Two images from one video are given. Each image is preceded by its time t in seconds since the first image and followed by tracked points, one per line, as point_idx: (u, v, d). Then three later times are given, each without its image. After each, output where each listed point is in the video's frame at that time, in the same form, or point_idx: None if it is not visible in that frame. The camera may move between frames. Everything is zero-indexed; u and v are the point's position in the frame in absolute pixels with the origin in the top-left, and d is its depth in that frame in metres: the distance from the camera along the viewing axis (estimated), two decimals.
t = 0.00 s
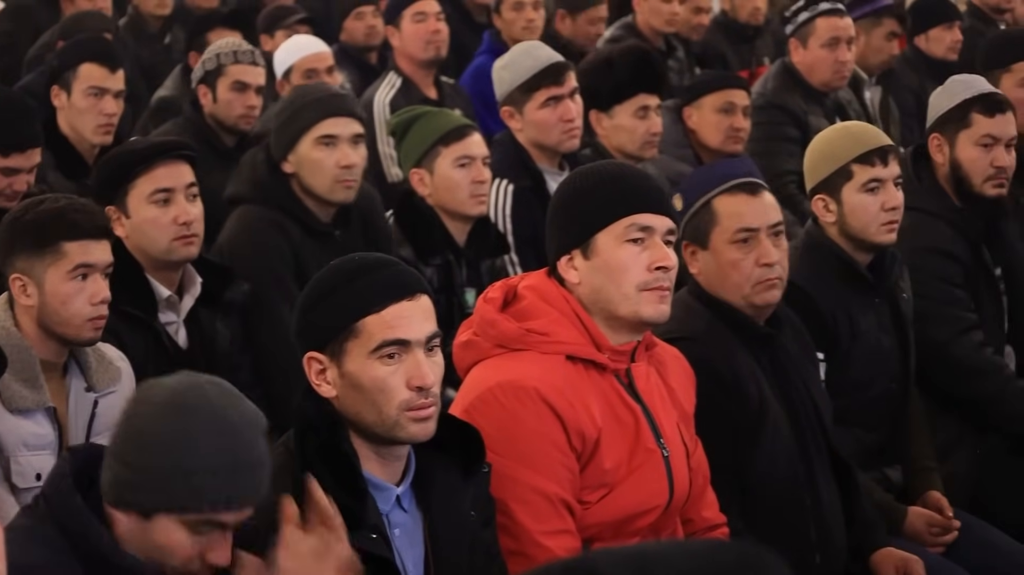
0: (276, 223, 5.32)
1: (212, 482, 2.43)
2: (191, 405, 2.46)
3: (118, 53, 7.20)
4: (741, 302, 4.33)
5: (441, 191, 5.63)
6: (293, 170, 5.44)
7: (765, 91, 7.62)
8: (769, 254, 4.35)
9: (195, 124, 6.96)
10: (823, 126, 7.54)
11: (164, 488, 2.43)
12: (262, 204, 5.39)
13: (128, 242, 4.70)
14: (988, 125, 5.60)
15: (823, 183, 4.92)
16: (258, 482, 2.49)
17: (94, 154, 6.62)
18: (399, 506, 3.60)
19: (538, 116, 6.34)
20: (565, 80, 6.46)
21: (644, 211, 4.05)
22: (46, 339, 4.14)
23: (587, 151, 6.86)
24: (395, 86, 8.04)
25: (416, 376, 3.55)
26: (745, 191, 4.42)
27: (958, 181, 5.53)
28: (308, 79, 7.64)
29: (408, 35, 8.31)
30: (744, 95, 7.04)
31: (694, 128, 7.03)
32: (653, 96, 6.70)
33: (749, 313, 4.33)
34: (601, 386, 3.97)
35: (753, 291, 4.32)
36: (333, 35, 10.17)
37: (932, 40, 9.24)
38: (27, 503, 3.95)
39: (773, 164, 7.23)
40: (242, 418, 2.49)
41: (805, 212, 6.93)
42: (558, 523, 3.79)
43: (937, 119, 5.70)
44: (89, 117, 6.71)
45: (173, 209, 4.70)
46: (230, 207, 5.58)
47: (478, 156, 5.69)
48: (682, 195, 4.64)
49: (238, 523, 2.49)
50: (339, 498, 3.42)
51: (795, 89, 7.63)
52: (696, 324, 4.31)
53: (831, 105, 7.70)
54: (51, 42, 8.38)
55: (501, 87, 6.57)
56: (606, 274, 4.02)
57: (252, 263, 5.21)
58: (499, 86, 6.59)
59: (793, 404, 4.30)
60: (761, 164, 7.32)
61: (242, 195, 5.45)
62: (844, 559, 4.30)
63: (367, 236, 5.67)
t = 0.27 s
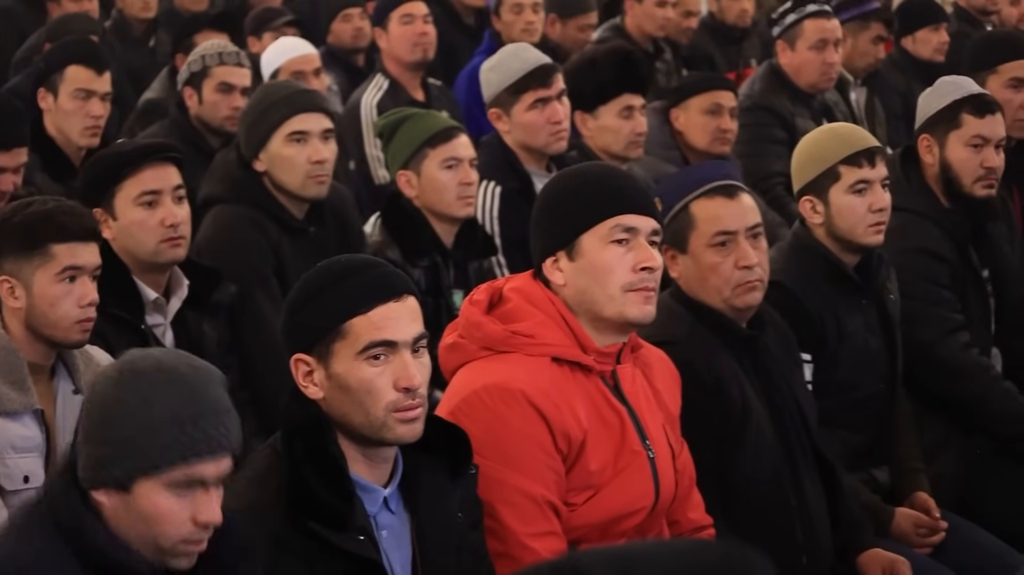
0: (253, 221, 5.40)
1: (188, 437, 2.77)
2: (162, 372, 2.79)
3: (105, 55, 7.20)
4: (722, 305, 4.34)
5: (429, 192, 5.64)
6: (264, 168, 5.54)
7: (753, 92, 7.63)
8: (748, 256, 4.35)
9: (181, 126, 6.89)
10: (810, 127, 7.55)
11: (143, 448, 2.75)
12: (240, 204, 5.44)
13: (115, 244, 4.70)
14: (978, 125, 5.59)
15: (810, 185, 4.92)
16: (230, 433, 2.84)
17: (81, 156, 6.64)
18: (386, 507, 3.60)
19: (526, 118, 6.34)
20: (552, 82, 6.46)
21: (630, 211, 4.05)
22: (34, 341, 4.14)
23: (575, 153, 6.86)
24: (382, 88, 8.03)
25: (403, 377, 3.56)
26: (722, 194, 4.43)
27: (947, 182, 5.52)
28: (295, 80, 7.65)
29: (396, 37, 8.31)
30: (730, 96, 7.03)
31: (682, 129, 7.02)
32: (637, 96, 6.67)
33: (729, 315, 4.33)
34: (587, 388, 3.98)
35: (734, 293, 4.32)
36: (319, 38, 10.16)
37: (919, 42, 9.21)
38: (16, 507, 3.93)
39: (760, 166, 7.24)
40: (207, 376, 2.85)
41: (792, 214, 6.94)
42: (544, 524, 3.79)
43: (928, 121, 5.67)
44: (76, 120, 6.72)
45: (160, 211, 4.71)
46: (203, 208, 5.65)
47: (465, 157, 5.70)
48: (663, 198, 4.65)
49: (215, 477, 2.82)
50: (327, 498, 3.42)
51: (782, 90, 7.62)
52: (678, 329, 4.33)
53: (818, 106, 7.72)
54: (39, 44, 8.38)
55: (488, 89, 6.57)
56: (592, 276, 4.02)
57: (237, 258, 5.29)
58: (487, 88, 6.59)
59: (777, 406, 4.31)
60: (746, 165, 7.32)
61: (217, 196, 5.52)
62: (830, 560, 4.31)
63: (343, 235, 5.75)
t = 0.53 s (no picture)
0: (242, 219, 5.38)
1: (151, 412, 3.08)
2: (121, 358, 3.13)
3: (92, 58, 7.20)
4: (706, 306, 4.34)
5: (415, 194, 5.64)
6: (252, 168, 5.52)
7: (739, 93, 7.64)
8: (731, 257, 4.36)
9: (166, 128, 6.82)
10: (796, 128, 7.56)
11: (111, 429, 3.06)
12: (231, 203, 5.42)
13: (102, 246, 4.71)
14: (967, 127, 5.57)
15: (796, 186, 4.92)
16: (194, 407, 3.15)
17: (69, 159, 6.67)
18: (373, 509, 3.60)
19: (513, 120, 6.35)
20: (540, 84, 6.47)
21: (617, 213, 4.05)
22: (20, 343, 4.13)
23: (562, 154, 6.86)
24: (368, 91, 8.04)
25: (390, 379, 3.55)
26: (705, 195, 4.44)
27: (934, 183, 5.50)
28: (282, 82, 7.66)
29: (382, 38, 8.32)
30: (716, 98, 7.04)
31: (667, 131, 7.02)
32: (623, 98, 6.68)
33: (713, 316, 4.34)
34: (573, 390, 3.98)
35: (717, 295, 4.33)
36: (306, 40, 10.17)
37: (905, 43, 9.30)
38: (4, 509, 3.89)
39: (747, 168, 7.27)
40: (166, 358, 3.18)
41: (779, 216, 6.96)
42: (530, 526, 3.79)
43: (916, 123, 5.65)
44: (64, 122, 6.72)
45: (146, 213, 4.71)
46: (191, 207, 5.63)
47: (452, 159, 5.71)
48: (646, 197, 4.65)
49: (184, 449, 3.11)
50: (315, 500, 3.42)
51: (768, 91, 7.63)
52: (665, 331, 4.33)
53: (804, 108, 7.74)
54: (25, 47, 8.37)
55: (476, 90, 6.57)
56: (579, 277, 4.01)
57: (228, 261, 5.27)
58: (474, 89, 6.59)
59: (763, 408, 4.31)
60: (732, 166, 7.33)
61: (206, 195, 5.50)
62: (817, 562, 4.32)
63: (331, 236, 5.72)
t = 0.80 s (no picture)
0: (239, 218, 5.34)
1: (135, 417, 3.08)
2: (105, 363, 3.13)
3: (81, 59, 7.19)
4: (695, 306, 4.35)
5: (404, 195, 5.63)
6: (248, 168, 5.50)
7: (728, 94, 7.64)
8: (719, 257, 4.37)
9: (154, 129, 6.76)
10: (785, 129, 7.56)
11: (94, 434, 3.06)
12: (229, 203, 5.38)
13: (91, 247, 4.70)
14: (959, 129, 5.57)
15: (784, 187, 4.93)
16: (178, 411, 3.15)
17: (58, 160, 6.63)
18: (361, 510, 3.60)
19: (502, 121, 6.35)
20: (529, 85, 6.47)
21: (605, 214, 4.06)
22: (8, 345, 4.10)
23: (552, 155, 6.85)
24: (357, 91, 8.03)
25: (377, 380, 3.55)
26: (693, 195, 4.45)
27: (925, 183, 5.50)
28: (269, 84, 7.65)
29: (371, 39, 8.32)
30: (704, 98, 7.05)
31: (656, 132, 7.02)
32: (614, 102, 6.66)
33: (702, 316, 4.34)
34: (563, 390, 3.98)
35: (707, 295, 4.34)
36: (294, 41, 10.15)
37: (893, 44, 9.39)
38: None
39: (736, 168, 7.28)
40: (149, 362, 3.18)
41: (768, 216, 6.97)
42: (520, 526, 3.80)
43: (909, 123, 5.65)
44: (53, 123, 6.71)
45: (135, 214, 4.71)
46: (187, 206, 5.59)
47: (441, 160, 5.70)
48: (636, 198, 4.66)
49: (169, 453, 3.11)
50: (302, 501, 3.41)
51: (757, 91, 7.64)
52: (655, 331, 4.33)
53: (793, 108, 7.74)
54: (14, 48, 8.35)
55: (465, 91, 6.57)
56: (568, 278, 4.02)
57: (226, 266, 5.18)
58: (462, 90, 6.60)
59: (752, 408, 4.32)
60: (720, 166, 7.34)
61: (203, 193, 5.45)
62: (806, 562, 4.33)
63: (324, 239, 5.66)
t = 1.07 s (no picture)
0: (230, 219, 5.30)
1: (116, 420, 3.07)
2: (86, 366, 3.12)
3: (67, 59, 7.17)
4: (682, 306, 4.35)
5: (390, 196, 5.62)
6: (239, 169, 5.47)
7: (714, 95, 7.66)
8: (708, 257, 4.37)
9: (140, 130, 6.74)
10: (771, 129, 7.58)
11: (76, 438, 3.05)
12: (221, 203, 5.35)
13: (77, 249, 4.70)
14: (972, 155, 5.43)
15: (769, 187, 4.94)
16: (159, 412, 3.14)
17: (44, 161, 6.63)
18: (347, 511, 3.60)
19: (487, 122, 6.35)
20: (514, 86, 6.47)
21: (592, 214, 4.06)
22: None
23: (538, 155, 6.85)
24: (342, 93, 8.03)
25: (363, 380, 3.55)
26: (682, 195, 4.46)
27: (923, 195, 5.35)
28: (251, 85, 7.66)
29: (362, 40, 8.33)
30: (690, 98, 7.06)
31: (642, 132, 7.03)
32: (601, 105, 6.65)
33: (689, 316, 4.35)
34: (550, 391, 3.98)
35: (694, 295, 4.34)
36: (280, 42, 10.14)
37: (879, 44, 9.33)
38: None
39: (722, 168, 7.28)
40: (129, 364, 3.17)
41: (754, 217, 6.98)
42: (507, 527, 3.80)
43: (923, 129, 5.43)
44: (39, 124, 6.70)
45: (121, 216, 4.71)
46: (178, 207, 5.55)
47: (427, 161, 5.70)
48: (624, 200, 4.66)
49: (151, 454, 3.10)
50: (287, 502, 3.41)
51: (743, 92, 7.65)
52: (642, 331, 4.34)
53: (779, 108, 7.76)
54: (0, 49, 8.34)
55: (450, 92, 6.58)
56: (554, 279, 4.01)
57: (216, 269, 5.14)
58: (448, 91, 6.59)
59: (739, 408, 4.33)
60: (707, 167, 7.35)
61: (194, 193, 5.42)
62: (792, 563, 4.34)
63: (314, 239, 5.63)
